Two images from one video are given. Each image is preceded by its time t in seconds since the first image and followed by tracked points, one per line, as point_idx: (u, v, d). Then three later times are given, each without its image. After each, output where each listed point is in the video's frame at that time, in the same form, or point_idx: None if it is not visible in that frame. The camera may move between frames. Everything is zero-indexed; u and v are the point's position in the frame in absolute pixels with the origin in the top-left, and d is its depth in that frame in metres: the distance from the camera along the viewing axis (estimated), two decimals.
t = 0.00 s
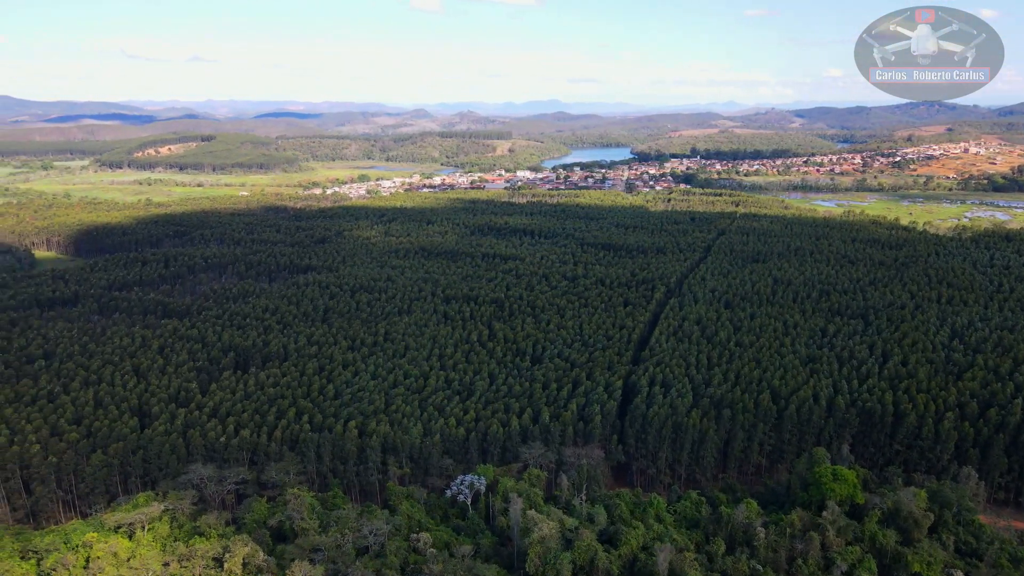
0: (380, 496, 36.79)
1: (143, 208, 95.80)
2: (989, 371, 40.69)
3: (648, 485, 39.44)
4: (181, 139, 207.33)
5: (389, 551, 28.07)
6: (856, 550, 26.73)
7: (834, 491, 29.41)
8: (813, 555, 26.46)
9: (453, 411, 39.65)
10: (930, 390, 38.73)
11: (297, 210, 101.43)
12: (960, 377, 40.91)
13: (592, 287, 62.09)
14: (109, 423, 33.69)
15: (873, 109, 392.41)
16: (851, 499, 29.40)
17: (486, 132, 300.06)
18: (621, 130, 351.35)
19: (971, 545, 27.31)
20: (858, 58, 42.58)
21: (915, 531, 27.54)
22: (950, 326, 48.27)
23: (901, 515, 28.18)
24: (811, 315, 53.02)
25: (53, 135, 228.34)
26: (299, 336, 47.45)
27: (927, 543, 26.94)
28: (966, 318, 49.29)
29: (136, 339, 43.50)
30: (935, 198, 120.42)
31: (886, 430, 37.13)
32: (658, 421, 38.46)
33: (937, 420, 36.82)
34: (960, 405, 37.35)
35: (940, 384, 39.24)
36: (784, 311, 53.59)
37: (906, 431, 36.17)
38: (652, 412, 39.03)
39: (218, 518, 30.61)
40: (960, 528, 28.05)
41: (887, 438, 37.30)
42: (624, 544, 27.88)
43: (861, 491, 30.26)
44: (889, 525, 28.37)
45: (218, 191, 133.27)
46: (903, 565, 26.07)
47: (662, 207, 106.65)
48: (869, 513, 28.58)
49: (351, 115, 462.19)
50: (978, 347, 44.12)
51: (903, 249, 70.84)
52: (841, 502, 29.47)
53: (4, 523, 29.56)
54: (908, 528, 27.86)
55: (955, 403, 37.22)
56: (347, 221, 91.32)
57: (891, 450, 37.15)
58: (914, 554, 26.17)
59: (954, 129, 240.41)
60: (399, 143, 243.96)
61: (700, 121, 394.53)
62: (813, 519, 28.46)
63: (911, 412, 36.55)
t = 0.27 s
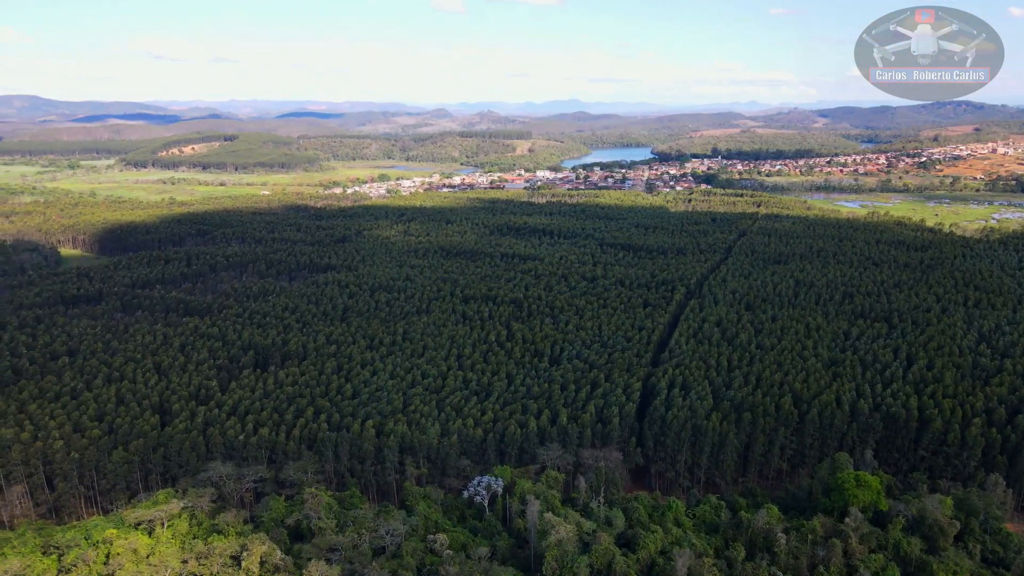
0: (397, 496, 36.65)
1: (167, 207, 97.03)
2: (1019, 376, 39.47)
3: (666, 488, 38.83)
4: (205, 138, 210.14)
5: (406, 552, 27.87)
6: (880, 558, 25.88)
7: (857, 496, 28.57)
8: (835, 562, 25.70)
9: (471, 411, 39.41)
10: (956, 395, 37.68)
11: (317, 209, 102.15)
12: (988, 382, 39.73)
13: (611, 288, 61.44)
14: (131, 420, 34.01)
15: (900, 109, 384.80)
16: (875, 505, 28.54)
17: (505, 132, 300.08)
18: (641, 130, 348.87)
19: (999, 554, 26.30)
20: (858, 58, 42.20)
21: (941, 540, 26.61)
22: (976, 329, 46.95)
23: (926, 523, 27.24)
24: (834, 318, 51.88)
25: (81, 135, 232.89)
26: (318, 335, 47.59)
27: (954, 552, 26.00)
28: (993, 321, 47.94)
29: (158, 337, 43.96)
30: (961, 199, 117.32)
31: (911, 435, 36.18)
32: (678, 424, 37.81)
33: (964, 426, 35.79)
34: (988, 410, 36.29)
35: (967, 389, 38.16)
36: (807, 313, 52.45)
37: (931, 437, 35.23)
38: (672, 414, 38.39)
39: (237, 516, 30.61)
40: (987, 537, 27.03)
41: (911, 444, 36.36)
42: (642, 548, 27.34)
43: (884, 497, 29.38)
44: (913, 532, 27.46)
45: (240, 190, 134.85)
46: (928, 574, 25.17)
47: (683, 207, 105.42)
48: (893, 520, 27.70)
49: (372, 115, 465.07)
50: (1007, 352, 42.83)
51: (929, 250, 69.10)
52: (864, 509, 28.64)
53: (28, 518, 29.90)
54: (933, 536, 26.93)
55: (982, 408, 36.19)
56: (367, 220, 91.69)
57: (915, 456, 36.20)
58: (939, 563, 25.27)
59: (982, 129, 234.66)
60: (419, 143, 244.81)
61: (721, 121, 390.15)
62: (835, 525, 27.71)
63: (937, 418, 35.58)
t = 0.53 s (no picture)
0: (414, 496, 36.50)
1: (190, 206, 98.17)
2: None
3: (685, 491, 38.23)
4: (228, 138, 212.72)
5: (422, 554, 27.69)
6: (903, 566, 25.05)
7: (880, 502, 27.74)
8: (857, 569, 24.95)
9: (489, 412, 39.14)
10: (983, 400, 36.64)
11: (337, 208, 102.73)
12: (1017, 387, 38.55)
13: (630, 289, 60.78)
14: (151, 417, 34.31)
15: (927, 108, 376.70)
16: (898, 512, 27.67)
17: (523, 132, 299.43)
18: (662, 130, 346.08)
19: None
20: (859, 58, 43.42)
21: (966, 548, 25.65)
22: (1004, 333, 45.63)
23: (950, 531, 26.30)
24: (857, 320, 50.70)
25: (109, 135, 237.12)
26: (337, 335, 47.70)
27: (980, 561, 25.07)
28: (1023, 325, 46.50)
29: (180, 335, 44.38)
30: (989, 200, 114.31)
31: (936, 440, 35.26)
32: (697, 426, 37.16)
33: (992, 432, 34.80)
34: (1017, 417, 35.22)
35: (995, 395, 37.08)
36: (829, 315, 51.33)
37: (957, 443, 34.30)
38: (691, 416, 37.77)
39: (255, 515, 30.65)
40: (1016, 546, 25.99)
41: (936, 449, 35.46)
42: (660, 552, 26.79)
43: (908, 504, 28.52)
44: (937, 540, 26.52)
45: (261, 190, 136.18)
46: None
47: (704, 208, 104.06)
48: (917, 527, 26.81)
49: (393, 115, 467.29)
50: None
51: (955, 252, 67.26)
52: (887, 516, 27.77)
53: (51, 513, 30.24)
54: (958, 544, 25.99)
55: (1010, 415, 35.15)
56: (386, 219, 91.97)
57: (941, 462, 35.30)
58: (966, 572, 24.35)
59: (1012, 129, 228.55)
60: (439, 143, 245.42)
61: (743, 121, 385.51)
62: (858, 532, 26.92)
63: (963, 423, 34.63)
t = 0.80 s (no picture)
0: (431, 496, 36.32)
1: (213, 205, 99.27)
2: None
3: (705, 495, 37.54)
4: (251, 138, 215.16)
5: (439, 555, 27.46)
6: None
7: (905, 510, 26.91)
8: None
9: (506, 413, 38.86)
10: (1013, 406, 35.56)
11: (357, 207, 103.28)
12: None
13: (650, 290, 60.06)
14: (172, 414, 34.56)
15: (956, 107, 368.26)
16: (923, 520, 26.80)
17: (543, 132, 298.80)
18: (683, 130, 342.99)
19: None
20: (859, 58, 42.89)
21: (994, 558, 24.73)
22: None
23: (978, 540, 25.37)
24: (882, 323, 49.53)
25: (135, 134, 241.22)
26: (356, 334, 47.81)
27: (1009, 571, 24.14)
28: None
29: (201, 333, 44.77)
30: (1020, 201, 111.22)
31: (963, 447, 34.31)
32: (717, 429, 36.49)
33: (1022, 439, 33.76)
34: None
35: None
36: (852, 318, 50.19)
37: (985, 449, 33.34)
38: (711, 419, 37.10)
39: (273, 513, 30.65)
40: None
41: (963, 456, 34.51)
42: (678, 557, 26.23)
43: (934, 512, 27.63)
44: (964, 549, 25.61)
45: (282, 189, 137.54)
46: None
47: (724, 208, 102.77)
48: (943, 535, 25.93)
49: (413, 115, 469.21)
50: None
51: (985, 254, 65.45)
52: (912, 523, 26.92)
53: (73, 508, 30.55)
54: (986, 553, 25.07)
55: None
56: (405, 219, 92.21)
57: (967, 469, 34.33)
58: None
59: None
60: (458, 143, 245.91)
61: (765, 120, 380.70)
62: (882, 539, 26.13)
63: (992, 430, 33.65)
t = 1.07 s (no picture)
0: (448, 497, 36.10)
1: (235, 204, 100.23)
2: None
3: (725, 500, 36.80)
4: (273, 137, 217.32)
5: (455, 557, 27.20)
6: None
7: (930, 518, 26.05)
8: None
9: (524, 414, 38.53)
10: None
11: (377, 207, 103.74)
12: None
13: (670, 291, 59.25)
14: (192, 412, 34.79)
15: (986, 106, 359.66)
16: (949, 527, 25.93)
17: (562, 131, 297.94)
18: (704, 129, 339.57)
19: None
20: (858, 58, 40.66)
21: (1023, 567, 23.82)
22: None
23: (1007, 549, 24.45)
24: (908, 326, 48.31)
25: (161, 134, 245.07)
26: (374, 333, 47.84)
27: None
28: None
29: (221, 331, 45.11)
30: None
31: (990, 454, 33.38)
32: (738, 433, 35.77)
33: None
34: None
35: None
36: (877, 321, 48.97)
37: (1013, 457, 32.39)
38: (731, 423, 36.40)
39: (291, 512, 30.61)
40: None
41: (990, 463, 33.56)
42: (697, 562, 25.67)
43: (960, 519, 26.73)
44: (992, 559, 24.70)
45: (303, 188, 138.75)
46: None
47: (745, 209, 101.38)
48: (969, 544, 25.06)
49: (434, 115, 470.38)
50: None
51: (1015, 257, 63.62)
52: (937, 531, 26.06)
53: (95, 504, 30.83)
54: (1014, 563, 24.15)
55: None
56: (424, 218, 92.36)
57: (995, 476, 33.35)
58: None
59: None
60: (478, 142, 245.97)
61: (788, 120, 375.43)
62: (907, 547, 25.31)
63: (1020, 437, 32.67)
